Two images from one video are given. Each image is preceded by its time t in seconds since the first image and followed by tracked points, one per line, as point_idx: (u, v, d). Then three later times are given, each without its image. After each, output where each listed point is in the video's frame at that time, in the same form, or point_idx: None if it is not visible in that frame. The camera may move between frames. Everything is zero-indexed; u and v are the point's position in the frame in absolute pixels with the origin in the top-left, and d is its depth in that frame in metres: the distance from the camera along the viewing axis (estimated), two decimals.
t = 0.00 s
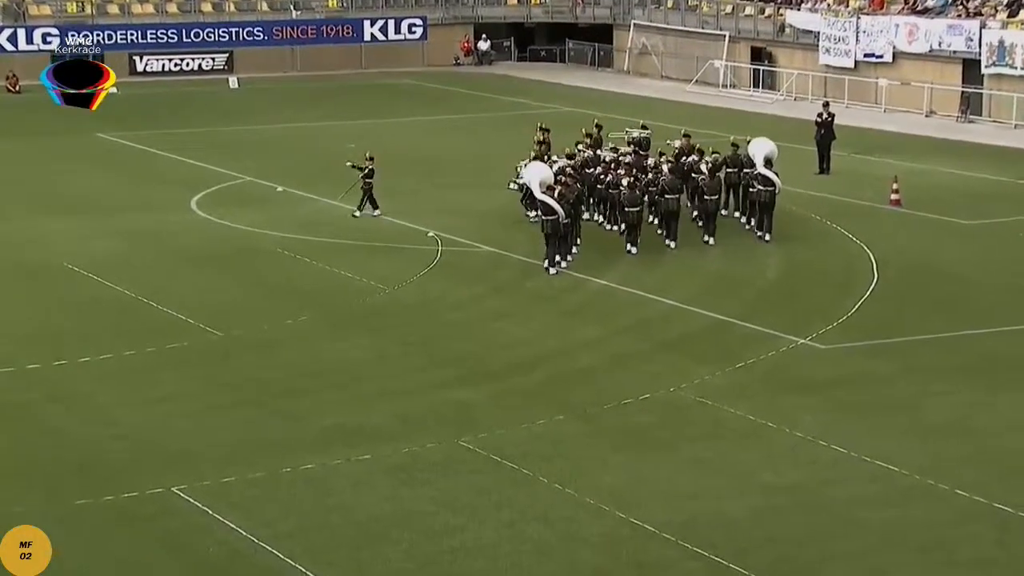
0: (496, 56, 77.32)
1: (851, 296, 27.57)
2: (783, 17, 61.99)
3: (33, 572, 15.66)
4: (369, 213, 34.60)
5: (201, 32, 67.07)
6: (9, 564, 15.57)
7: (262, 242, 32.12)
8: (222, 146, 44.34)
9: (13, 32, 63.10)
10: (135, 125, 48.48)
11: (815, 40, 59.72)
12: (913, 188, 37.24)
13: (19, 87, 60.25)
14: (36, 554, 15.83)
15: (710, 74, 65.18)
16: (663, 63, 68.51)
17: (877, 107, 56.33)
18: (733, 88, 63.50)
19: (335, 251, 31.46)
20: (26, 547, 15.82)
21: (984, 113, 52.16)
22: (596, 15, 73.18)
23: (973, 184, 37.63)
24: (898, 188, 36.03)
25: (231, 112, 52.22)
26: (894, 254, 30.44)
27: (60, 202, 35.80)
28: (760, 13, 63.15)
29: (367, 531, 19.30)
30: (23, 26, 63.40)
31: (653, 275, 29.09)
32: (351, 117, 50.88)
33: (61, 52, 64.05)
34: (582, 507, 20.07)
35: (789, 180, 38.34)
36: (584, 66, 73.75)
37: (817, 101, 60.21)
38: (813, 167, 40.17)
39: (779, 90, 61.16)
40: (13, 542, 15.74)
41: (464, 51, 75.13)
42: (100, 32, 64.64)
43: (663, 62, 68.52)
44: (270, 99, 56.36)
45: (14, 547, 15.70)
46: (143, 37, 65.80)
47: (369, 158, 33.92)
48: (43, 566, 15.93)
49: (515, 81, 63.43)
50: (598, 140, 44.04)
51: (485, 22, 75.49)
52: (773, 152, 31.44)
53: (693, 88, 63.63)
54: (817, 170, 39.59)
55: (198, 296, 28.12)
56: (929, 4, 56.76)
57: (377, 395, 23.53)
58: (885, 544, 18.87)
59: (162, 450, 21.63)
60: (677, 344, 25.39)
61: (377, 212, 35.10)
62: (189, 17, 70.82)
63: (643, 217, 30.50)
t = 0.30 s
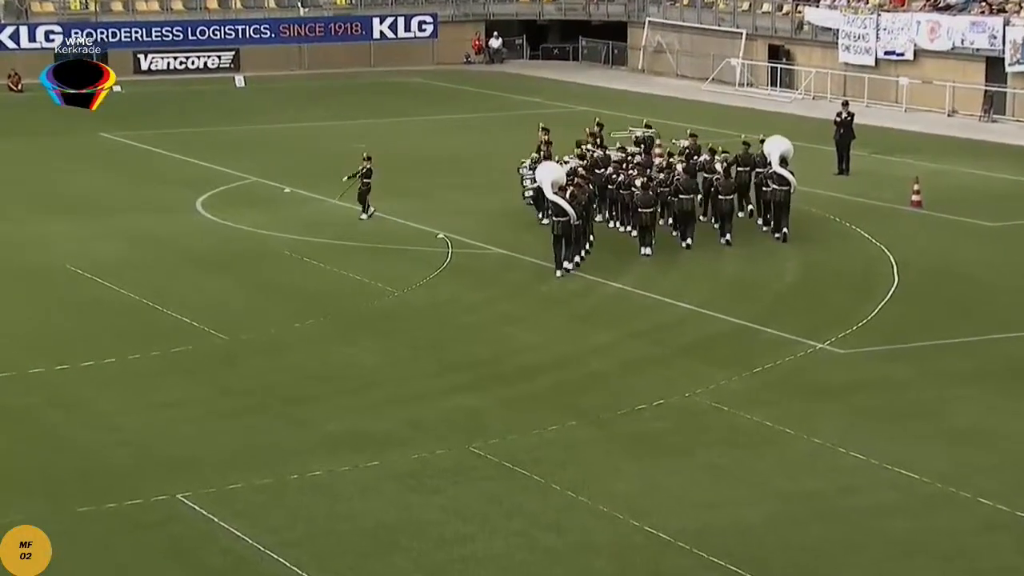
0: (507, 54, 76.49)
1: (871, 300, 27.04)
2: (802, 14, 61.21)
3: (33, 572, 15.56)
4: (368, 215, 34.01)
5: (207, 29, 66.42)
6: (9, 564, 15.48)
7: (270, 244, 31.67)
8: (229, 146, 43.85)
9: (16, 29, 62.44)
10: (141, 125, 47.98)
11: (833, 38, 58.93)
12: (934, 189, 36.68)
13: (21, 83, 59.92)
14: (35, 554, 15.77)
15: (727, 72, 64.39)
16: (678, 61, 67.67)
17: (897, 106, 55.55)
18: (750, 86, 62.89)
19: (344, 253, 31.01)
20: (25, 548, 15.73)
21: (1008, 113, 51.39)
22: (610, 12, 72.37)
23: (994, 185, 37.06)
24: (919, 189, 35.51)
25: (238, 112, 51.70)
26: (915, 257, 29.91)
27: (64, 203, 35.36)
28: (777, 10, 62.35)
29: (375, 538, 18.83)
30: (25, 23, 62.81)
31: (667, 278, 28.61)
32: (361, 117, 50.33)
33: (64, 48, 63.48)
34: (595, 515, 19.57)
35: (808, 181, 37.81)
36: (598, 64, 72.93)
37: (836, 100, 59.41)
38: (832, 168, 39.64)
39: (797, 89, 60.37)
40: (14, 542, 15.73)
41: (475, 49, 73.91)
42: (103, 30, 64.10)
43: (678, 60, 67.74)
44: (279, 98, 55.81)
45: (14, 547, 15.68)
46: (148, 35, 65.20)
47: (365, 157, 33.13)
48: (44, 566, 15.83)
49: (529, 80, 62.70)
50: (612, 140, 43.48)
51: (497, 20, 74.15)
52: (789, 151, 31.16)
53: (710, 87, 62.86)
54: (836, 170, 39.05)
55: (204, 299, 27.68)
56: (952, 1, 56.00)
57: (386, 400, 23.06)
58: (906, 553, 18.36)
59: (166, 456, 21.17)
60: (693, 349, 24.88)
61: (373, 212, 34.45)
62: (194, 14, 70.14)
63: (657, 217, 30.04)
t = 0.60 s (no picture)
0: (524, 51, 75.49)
1: (896, 304, 26.46)
2: (826, 10, 60.27)
3: (33, 572, 15.44)
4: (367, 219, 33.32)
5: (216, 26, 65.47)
6: (9, 564, 15.37)
7: (280, 246, 31.16)
8: (238, 146, 43.32)
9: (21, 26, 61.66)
10: (151, 125, 47.43)
11: (858, 35, 57.98)
12: (961, 190, 36.05)
13: (26, 82, 59.46)
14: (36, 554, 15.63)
15: (749, 70, 63.40)
16: (699, 58, 66.72)
17: (925, 105, 54.60)
18: (772, 83, 61.95)
19: (355, 255, 30.49)
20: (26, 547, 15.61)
21: None
22: (628, 9, 71.41)
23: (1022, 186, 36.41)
24: (946, 190, 34.90)
25: (248, 111, 51.15)
26: (942, 259, 29.31)
27: (69, 204, 34.88)
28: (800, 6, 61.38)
29: (386, 548, 18.30)
30: (30, 20, 62.02)
31: (686, 282, 28.04)
32: (374, 117, 49.70)
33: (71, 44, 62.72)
34: (613, 524, 19.02)
35: (834, 181, 37.22)
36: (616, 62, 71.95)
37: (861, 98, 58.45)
38: (857, 167, 39.06)
39: (821, 87, 59.42)
40: (13, 542, 15.56)
41: (490, 46, 72.54)
42: (110, 27, 63.39)
43: (698, 57, 66.79)
44: (291, 97, 55.17)
45: (14, 547, 15.51)
46: (156, 32, 64.43)
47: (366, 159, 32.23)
48: (44, 566, 15.70)
49: (546, 78, 61.84)
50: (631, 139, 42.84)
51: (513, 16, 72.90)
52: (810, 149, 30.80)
53: (731, 86, 61.92)
54: (861, 171, 38.44)
55: (212, 303, 27.16)
56: None
57: (398, 407, 22.52)
58: (935, 564, 17.79)
59: (173, 463, 20.66)
60: (712, 354, 24.30)
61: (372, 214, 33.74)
62: (202, 10, 69.60)
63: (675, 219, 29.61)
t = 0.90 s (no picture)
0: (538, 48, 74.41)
1: (919, 308, 25.97)
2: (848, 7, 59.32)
3: (33, 572, 15.34)
4: (367, 221, 32.85)
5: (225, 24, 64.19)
6: (9, 564, 15.29)
7: (290, 248, 30.68)
8: (248, 146, 42.84)
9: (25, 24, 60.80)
10: (159, 125, 46.89)
11: (880, 32, 57.04)
12: (986, 191, 35.49)
13: (31, 81, 58.95)
14: (36, 553, 15.52)
15: (769, 68, 62.38)
16: (717, 56, 65.80)
17: (949, 103, 53.64)
18: (792, 82, 60.99)
19: (367, 258, 30.03)
20: (25, 547, 15.51)
21: None
22: (645, 6, 70.39)
23: None
24: (971, 192, 34.37)
25: (257, 110, 50.60)
26: (965, 263, 28.80)
27: (75, 206, 34.44)
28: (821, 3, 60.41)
29: (397, 556, 17.84)
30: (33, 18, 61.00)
31: (703, 285, 27.55)
32: (385, 117, 49.09)
33: (73, 42, 61.93)
34: (630, 533, 18.55)
35: (856, 182, 36.72)
36: (633, 60, 70.96)
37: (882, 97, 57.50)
38: (880, 168, 38.58)
39: (842, 85, 58.47)
40: (14, 542, 15.48)
41: (503, 43, 71.53)
42: (115, 25, 62.61)
43: (716, 55, 65.79)
44: (302, 97, 54.56)
45: (14, 547, 15.44)
46: (162, 29, 63.47)
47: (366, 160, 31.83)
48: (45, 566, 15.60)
49: (561, 78, 60.97)
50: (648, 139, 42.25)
51: (526, 14, 72.00)
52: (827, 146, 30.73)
53: (750, 84, 60.96)
54: (883, 172, 37.90)
55: (221, 307, 26.70)
56: None
57: (410, 412, 22.05)
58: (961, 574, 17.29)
59: (179, 470, 20.22)
60: (730, 359, 23.83)
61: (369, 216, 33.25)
62: (210, 7, 68.79)
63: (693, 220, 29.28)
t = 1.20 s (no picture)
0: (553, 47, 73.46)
1: (943, 313, 25.43)
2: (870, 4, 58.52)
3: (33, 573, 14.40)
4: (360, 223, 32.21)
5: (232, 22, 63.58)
6: (8, 564, 14.34)
7: (300, 251, 30.19)
8: (257, 146, 42.35)
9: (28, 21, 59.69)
10: (168, 125, 46.33)
11: (903, 30, 56.22)
12: (1010, 192, 34.93)
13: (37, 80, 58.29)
14: (37, 553, 14.54)
15: (789, 67, 61.51)
16: (737, 54, 65.01)
17: (974, 102, 52.85)
18: (813, 80, 60.09)
19: (379, 260, 29.54)
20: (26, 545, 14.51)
21: None
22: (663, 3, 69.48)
23: None
24: (996, 193, 33.84)
25: (268, 110, 50.01)
26: (990, 266, 28.25)
27: (80, 207, 33.93)
28: None
29: (406, 567, 17.35)
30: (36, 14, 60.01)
31: (721, 288, 27.03)
32: (398, 117, 48.49)
33: (77, 40, 60.93)
34: (647, 542, 18.04)
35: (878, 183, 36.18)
36: (650, 58, 70.09)
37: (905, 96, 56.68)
38: (903, 168, 38.08)
39: (865, 84, 57.66)
40: (13, 542, 14.46)
41: (517, 42, 70.71)
42: (120, 21, 61.97)
43: (736, 53, 64.90)
44: (312, 96, 53.95)
45: (13, 547, 14.43)
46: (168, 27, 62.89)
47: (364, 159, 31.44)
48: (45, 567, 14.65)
49: (577, 77, 60.20)
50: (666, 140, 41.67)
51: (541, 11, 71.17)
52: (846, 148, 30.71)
53: (770, 82, 60.09)
54: (906, 173, 37.39)
55: (229, 310, 26.21)
56: None
57: (421, 419, 21.56)
58: None
59: (184, 477, 19.74)
60: (749, 364, 23.31)
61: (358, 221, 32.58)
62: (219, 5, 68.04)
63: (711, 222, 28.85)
